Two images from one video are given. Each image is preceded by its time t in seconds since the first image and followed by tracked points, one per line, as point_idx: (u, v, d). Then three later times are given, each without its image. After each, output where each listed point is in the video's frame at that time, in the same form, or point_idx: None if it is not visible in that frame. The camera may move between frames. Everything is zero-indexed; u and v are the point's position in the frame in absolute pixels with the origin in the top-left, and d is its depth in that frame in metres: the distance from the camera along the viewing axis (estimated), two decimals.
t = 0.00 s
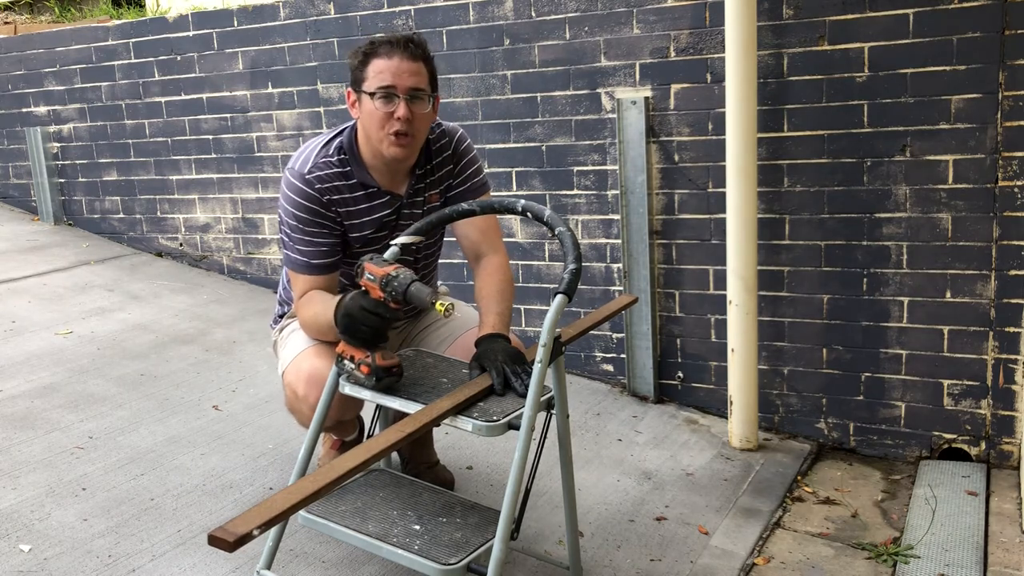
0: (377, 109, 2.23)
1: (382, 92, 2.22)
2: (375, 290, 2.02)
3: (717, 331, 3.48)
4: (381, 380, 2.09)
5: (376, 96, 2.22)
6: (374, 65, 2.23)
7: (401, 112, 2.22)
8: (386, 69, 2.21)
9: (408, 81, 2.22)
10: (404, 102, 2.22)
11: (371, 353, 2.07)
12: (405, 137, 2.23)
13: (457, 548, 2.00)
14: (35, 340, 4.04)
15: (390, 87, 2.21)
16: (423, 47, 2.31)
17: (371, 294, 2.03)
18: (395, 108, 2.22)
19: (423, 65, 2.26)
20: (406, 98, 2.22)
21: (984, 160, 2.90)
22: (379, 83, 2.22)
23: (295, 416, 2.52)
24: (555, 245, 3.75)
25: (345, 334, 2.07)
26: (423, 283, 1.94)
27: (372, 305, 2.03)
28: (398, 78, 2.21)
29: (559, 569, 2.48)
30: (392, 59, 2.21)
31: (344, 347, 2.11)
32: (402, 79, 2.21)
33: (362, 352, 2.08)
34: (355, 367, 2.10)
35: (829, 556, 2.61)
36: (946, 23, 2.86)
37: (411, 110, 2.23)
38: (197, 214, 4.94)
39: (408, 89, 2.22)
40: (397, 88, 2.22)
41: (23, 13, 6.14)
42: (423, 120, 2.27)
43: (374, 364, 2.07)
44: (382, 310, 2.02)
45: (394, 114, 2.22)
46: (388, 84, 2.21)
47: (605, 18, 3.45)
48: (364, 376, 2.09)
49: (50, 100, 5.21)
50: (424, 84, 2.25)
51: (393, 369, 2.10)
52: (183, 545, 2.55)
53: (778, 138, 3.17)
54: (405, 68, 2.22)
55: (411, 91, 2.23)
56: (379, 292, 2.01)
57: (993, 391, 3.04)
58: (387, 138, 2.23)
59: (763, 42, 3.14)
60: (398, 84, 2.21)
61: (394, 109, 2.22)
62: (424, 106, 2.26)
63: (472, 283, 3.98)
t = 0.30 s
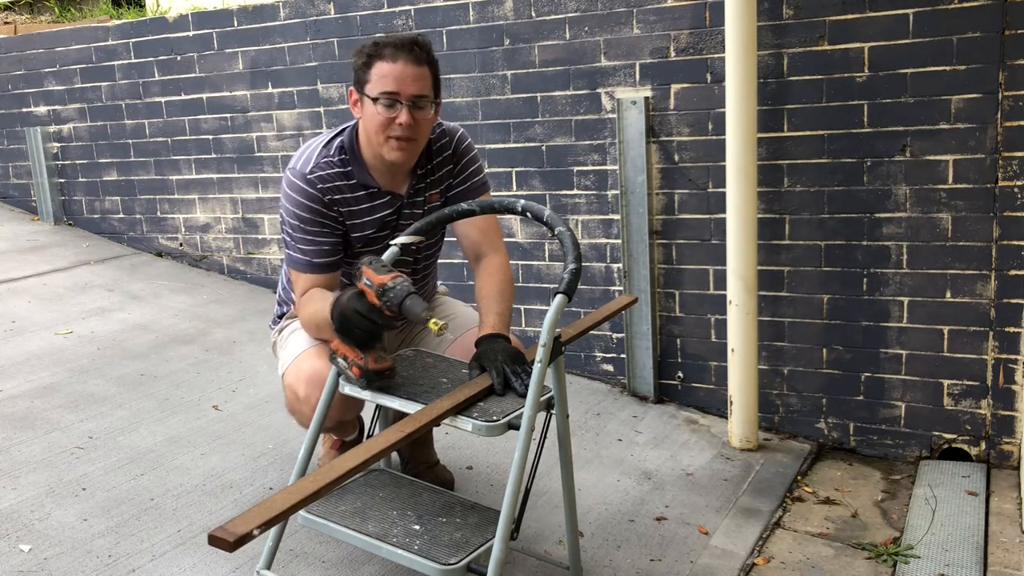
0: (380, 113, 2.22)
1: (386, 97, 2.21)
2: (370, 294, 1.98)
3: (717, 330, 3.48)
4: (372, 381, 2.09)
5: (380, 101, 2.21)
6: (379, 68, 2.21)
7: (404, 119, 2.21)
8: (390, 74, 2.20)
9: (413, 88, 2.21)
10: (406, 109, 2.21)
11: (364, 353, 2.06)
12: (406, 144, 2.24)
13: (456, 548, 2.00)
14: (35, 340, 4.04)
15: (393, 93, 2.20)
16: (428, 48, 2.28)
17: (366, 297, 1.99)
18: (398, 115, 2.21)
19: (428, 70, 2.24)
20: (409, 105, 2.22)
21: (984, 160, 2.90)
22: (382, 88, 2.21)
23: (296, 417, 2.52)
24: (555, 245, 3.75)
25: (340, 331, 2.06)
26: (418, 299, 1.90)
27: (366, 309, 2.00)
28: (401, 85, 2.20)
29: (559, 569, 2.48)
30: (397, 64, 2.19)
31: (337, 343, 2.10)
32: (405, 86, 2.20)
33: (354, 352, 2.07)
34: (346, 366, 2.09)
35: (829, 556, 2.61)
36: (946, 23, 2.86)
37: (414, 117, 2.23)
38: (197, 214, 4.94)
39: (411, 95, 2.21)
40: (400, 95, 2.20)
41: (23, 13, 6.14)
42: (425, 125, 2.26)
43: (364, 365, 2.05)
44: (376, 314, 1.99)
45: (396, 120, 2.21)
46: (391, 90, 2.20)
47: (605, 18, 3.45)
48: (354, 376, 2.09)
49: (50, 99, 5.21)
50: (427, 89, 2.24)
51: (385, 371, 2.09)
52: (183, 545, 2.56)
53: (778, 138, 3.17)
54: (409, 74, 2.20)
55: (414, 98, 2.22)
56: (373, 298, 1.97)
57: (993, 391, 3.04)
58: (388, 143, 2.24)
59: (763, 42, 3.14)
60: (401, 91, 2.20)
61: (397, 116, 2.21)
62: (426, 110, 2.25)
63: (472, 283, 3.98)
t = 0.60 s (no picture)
0: (389, 106, 2.22)
1: (396, 90, 2.21)
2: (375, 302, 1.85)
3: (717, 330, 3.48)
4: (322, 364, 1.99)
5: (390, 93, 2.22)
6: (391, 62, 2.22)
7: (414, 112, 2.22)
8: (402, 68, 2.21)
9: (423, 83, 2.21)
10: (417, 102, 2.22)
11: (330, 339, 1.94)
12: (414, 138, 2.24)
13: (456, 548, 2.00)
14: (35, 340, 4.04)
15: (405, 85, 2.21)
16: (441, 47, 2.30)
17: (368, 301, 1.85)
18: (407, 108, 2.22)
19: (440, 67, 2.25)
20: (419, 99, 2.22)
21: (984, 160, 2.90)
22: (394, 81, 2.21)
23: (296, 417, 2.52)
24: (555, 245, 3.75)
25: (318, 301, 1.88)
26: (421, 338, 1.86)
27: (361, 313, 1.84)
28: (413, 78, 2.20)
29: (559, 569, 2.48)
30: (409, 59, 2.20)
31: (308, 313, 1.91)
32: (417, 80, 2.21)
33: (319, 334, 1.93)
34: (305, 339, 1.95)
35: (829, 556, 2.61)
36: (946, 23, 2.86)
37: (423, 112, 2.23)
38: (197, 214, 4.94)
39: (423, 89, 2.22)
40: (412, 88, 2.21)
41: (23, 13, 6.14)
42: (433, 121, 2.26)
43: (324, 349, 1.95)
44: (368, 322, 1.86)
45: (407, 113, 2.22)
46: (403, 83, 2.20)
47: (605, 18, 3.45)
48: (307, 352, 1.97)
49: (50, 99, 5.21)
50: (438, 85, 2.25)
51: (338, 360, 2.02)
52: (183, 545, 2.55)
53: (778, 138, 3.17)
54: (422, 69, 2.21)
55: (425, 92, 2.22)
56: (377, 310, 1.84)
57: (993, 391, 3.04)
58: (397, 136, 2.24)
59: (763, 42, 3.14)
60: (413, 84, 2.20)
61: (408, 109, 2.22)
62: (436, 107, 2.26)
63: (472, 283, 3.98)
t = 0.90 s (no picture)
0: (399, 104, 2.23)
1: (407, 87, 2.22)
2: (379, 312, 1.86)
3: (717, 330, 3.48)
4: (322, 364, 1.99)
5: (400, 91, 2.22)
6: (402, 60, 2.23)
7: (424, 108, 2.22)
8: (412, 66, 2.21)
9: (433, 80, 2.22)
10: (427, 99, 2.22)
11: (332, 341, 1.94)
12: (422, 136, 2.23)
13: (457, 548, 2.00)
14: (35, 340, 4.04)
15: (415, 83, 2.21)
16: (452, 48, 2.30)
17: (371, 309, 1.85)
18: (418, 105, 2.22)
19: (449, 66, 2.26)
20: (429, 96, 2.22)
21: (984, 160, 2.90)
22: (405, 78, 2.22)
23: (291, 418, 2.51)
24: (555, 245, 3.75)
25: (319, 305, 1.88)
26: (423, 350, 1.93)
27: (365, 321, 1.84)
28: (423, 75, 2.21)
29: (558, 569, 2.48)
30: (420, 56, 2.21)
31: (310, 315, 1.91)
32: (428, 77, 2.21)
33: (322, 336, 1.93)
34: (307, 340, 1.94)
35: (829, 556, 2.61)
36: (946, 23, 2.86)
37: (432, 109, 2.23)
38: (197, 214, 4.94)
39: (433, 87, 2.22)
40: (422, 85, 2.21)
41: (23, 13, 6.14)
42: (442, 120, 2.26)
43: (325, 351, 1.95)
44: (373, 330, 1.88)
45: (416, 110, 2.22)
46: (414, 80, 2.21)
47: (605, 18, 3.45)
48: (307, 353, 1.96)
49: (50, 99, 5.21)
50: (448, 83, 2.25)
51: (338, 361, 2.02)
52: (183, 545, 2.55)
53: (778, 138, 3.17)
54: (432, 66, 2.22)
55: (435, 90, 2.23)
56: (380, 320, 1.85)
57: (993, 391, 3.04)
58: (405, 134, 2.23)
59: (763, 42, 3.14)
60: (423, 81, 2.21)
61: (417, 105, 2.22)
62: (445, 106, 2.26)
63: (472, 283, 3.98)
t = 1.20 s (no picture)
0: (403, 105, 2.22)
1: (410, 88, 2.21)
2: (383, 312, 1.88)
3: (717, 330, 3.48)
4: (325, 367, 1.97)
5: (404, 92, 2.22)
6: (405, 61, 2.22)
7: (427, 111, 2.22)
8: (416, 67, 2.21)
9: (436, 81, 2.21)
10: (430, 101, 2.22)
11: (336, 343, 1.92)
12: (425, 137, 2.24)
13: (457, 549, 2.00)
14: (35, 340, 4.04)
15: (418, 84, 2.21)
16: (456, 49, 2.29)
17: (375, 309, 1.85)
18: (420, 107, 2.22)
19: (452, 67, 2.25)
20: (432, 98, 2.22)
21: (984, 160, 2.90)
22: (408, 80, 2.21)
23: (291, 419, 2.51)
24: (555, 245, 3.75)
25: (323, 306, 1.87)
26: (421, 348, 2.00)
27: (369, 321, 1.84)
28: (426, 77, 2.20)
29: (558, 569, 2.48)
30: (422, 58, 2.20)
31: (315, 316, 1.89)
32: (431, 79, 2.20)
33: (326, 338, 1.91)
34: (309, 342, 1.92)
35: (829, 556, 2.61)
36: (946, 22, 2.86)
37: (435, 110, 2.23)
38: (197, 214, 4.94)
39: (436, 89, 2.22)
40: (424, 87, 2.21)
41: (23, 13, 6.14)
42: (445, 122, 2.26)
43: (330, 353, 1.92)
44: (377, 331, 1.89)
45: (419, 111, 2.22)
46: (416, 81, 2.20)
47: (605, 18, 3.45)
48: (310, 355, 1.93)
49: (50, 99, 5.21)
50: (451, 85, 2.25)
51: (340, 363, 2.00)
52: (183, 545, 2.55)
53: (778, 138, 3.17)
54: (435, 68, 2.21)
55: (438, 91, 2.22)
56: (384, 321, 1.87)
57: (993, 391, 3.04)
58: (408, 135, 2.23)
59: (763, 42, 3.14)
60: (426, 83, 2.20)
61: (420, 107, 2.22)
62: (448, 108, 2.26)
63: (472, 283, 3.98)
